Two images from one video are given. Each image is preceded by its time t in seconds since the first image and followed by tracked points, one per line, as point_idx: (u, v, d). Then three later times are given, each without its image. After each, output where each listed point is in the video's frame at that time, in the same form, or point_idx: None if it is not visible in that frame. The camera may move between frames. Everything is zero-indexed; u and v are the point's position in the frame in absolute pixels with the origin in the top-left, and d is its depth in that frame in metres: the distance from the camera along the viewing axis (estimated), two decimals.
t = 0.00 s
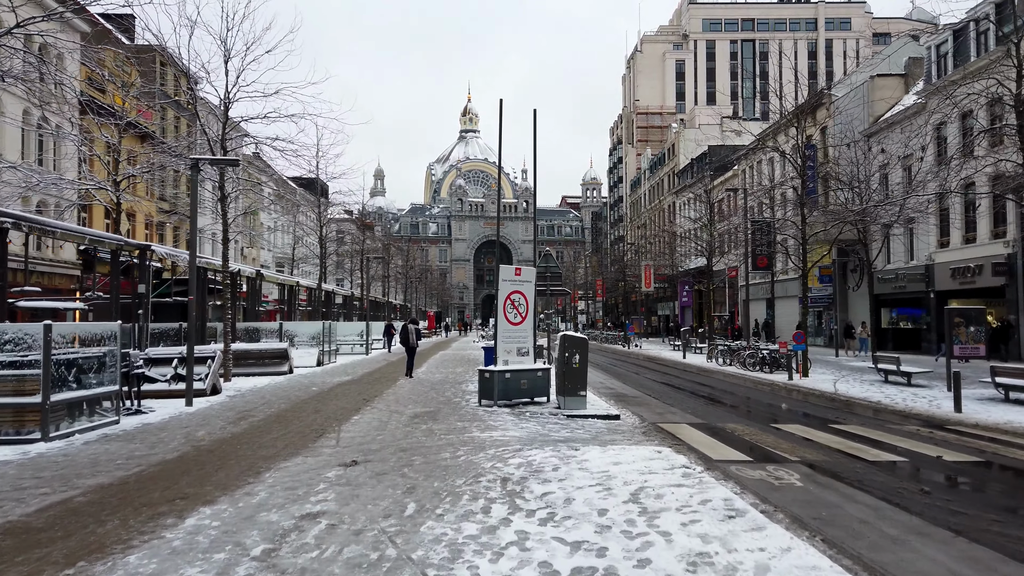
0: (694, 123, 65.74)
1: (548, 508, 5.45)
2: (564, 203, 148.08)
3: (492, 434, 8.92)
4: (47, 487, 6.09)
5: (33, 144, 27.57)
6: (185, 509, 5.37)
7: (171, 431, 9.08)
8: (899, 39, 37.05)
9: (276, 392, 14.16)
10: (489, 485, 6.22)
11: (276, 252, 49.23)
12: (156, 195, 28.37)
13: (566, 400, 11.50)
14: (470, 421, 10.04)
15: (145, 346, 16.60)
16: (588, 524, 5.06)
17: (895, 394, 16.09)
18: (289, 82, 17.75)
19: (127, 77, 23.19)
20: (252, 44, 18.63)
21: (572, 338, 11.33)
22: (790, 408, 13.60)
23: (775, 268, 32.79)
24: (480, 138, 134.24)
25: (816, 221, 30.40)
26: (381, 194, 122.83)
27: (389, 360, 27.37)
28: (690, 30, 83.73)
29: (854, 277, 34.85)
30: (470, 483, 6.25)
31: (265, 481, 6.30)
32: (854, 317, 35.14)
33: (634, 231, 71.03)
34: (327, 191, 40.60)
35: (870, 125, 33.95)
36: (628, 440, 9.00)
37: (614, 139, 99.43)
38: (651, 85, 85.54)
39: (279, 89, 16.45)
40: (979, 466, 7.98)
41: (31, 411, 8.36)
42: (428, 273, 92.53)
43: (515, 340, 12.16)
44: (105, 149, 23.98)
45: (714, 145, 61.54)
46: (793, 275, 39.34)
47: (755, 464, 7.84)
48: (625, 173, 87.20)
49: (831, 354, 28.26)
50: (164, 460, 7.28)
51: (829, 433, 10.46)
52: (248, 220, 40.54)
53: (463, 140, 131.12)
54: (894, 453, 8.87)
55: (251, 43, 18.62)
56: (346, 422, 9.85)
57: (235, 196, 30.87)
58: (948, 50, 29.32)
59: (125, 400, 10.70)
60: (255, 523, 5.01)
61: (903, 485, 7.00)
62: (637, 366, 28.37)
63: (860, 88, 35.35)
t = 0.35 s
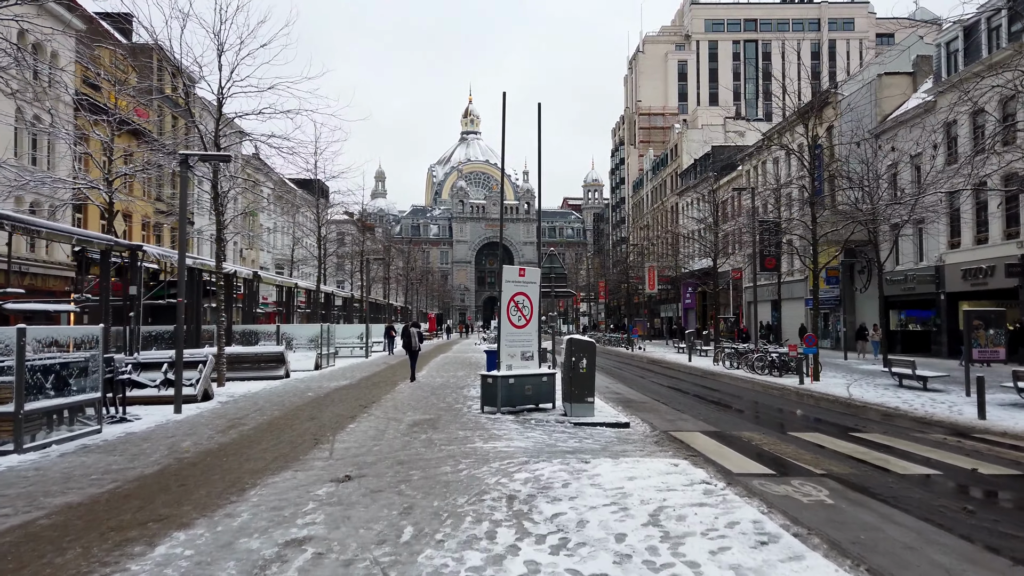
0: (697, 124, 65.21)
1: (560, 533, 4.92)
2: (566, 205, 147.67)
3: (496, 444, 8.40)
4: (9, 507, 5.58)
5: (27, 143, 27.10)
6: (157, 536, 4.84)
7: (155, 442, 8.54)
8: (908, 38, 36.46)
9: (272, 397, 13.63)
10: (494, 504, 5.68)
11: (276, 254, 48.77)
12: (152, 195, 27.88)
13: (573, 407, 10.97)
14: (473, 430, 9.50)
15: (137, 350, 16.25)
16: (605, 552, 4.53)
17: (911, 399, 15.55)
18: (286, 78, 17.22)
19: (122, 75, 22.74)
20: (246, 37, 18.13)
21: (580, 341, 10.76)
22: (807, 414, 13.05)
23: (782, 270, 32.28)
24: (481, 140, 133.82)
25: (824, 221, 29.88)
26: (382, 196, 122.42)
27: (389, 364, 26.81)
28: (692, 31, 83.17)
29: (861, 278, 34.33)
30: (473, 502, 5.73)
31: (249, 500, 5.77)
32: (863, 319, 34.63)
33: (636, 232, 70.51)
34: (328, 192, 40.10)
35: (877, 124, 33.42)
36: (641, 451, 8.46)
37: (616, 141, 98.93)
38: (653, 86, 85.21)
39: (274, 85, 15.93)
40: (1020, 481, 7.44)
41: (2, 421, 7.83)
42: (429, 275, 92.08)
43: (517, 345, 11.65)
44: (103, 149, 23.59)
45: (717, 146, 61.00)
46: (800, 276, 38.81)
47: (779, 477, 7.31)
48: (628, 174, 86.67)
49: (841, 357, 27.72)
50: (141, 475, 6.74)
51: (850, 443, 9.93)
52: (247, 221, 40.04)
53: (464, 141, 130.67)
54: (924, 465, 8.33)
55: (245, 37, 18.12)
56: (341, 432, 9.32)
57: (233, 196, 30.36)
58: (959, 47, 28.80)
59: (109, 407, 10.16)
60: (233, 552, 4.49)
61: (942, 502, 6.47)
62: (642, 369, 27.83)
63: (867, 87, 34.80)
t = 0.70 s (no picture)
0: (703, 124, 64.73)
1: (584, 560, 4.40)
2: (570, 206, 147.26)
3: (507, 454, 7.89)
4: None
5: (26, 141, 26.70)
6: (134, 563, 4.33)
7: (145, 451, 8.03)
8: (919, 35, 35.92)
9: (272, 402, 13.13)
10: (509, 524, 5.17)
11: (279, 254, 48.36)
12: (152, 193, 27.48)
13: (586, 412, 10.45)
14: (482, 438, 8.96)
15: (136, 353, 15.88)
16: None
17: (934, 404, 15.00)
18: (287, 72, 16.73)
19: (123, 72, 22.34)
20: (247, 29, 17.48)
21: (592, 344, 10.26)
22: (829, 421, 12.53)
23: (794, 270, 31.70)
24: (486, 141, 133.45)
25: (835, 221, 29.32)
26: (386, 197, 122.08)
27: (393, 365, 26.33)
28: (698, 30, 82.84)
29: (873, 279, 33.74)
30: (485, 522, 5.21)
31: (240, 519, 5.26)
32: (874, 322, 34.08)
33: (642, 233, 69.99)
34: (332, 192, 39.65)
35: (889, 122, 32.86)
36: (662, 462, 7.92)
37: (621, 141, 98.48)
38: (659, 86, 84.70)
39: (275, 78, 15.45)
40: None
41: None
42: (433, 276, 91.67)
43: (526, 348, 11.13)
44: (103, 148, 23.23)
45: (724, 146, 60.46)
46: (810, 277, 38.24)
47: (813, 492, 6.79)
48: (633, 175, 86.14)
49: (855, 360, 27.14)
50: (125, 490, 6.23)
51: (879, 452, 9.39)
52: (250, 222, 39.59)
53: (468, 142, 130.31)
54: (965, 477, 7.80)
55: (246, 28, 17.48)
56: (343, 439, 8.81)
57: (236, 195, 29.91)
58: (975, 43, 28.25)
59: (99, 413, 9.67)
60: None
61: (995, 521, 5.94)
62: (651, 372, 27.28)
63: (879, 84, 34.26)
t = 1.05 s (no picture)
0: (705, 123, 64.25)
1: None
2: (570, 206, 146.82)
3: (509, 460, 7.37)
4: None
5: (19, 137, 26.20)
6: None
7: (122, 457, 7.52)
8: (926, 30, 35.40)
9: (264, 403, 12.63)
10: (511, 543, 4.66)
11: (277, 253, 47.79)
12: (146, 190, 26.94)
13: (591, 415, 9.94)
14: (482, 442, 8.46)
15: (124, 353, 15.43)
16: None
17: (951, 405, 14.49)
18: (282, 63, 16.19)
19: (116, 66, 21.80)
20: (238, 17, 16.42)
21: (598, 342, 9.76)
22: (843, 424, 12.01)
23: (800, 269, 31.13)
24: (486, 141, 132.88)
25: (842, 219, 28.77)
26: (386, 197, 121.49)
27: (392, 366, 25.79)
28: (700, 29, 82.39)
29: (879, 278, 33.25)
30: (485, 539, 4.70)
31: (213, 536, 4.74)
32: (881, 322, 33.56)
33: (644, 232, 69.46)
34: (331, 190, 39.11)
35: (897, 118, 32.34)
36: (675, 469, 7.42)
37: (622, 141, 97.98)
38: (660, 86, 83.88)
39: (268, 68, 14.88)
40: None
41: None
42: (433, 276, 91.03)
43: (528, 348, 10.62)
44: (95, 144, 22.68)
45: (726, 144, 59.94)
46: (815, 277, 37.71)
47: (842, 502, 6.27)
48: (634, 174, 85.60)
49: (863, 360, 26.61)
50: (91, 501, 5.71)
51: (902, 457, 8.87)
52: (248, 220, 39.07)
53: (469, 142, 129.79)
54: (998, 486, 7.30)
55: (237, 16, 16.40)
56: (334, 444, 8.30)
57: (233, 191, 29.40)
58: (986, 37, 27.68)
59: (78, 416, 9.19)
60: None
61: None
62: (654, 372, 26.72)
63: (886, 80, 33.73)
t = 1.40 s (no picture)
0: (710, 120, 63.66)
1: None
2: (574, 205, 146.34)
3: (517, 472, 6.86)
4: None
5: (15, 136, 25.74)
6: None
7: (102, 469, 7.00)
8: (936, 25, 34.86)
9: (260, 407, 12.13)
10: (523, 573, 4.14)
11: (278, 253, 47.40)
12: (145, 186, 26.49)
13: (603, 421, 9.41)
14: (489, 451, 7.95)
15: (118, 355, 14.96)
16: None
17: (973, 409, 13.97)
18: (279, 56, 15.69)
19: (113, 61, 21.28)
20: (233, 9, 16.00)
21: (608, 345, 9.24)
22: (865, 429, 11.47)
23: (811, 269, 30.57)
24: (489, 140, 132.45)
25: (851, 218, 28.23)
26: (389, 197, 121.09)
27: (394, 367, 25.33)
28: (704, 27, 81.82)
29: (889, 277, 32.70)
30: (493, 570, 4.19)
31: (190, 565, 4.24)
32: (891, 321, 32.98)
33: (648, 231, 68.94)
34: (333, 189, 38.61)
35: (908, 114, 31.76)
36: (696, 482, 6.90)
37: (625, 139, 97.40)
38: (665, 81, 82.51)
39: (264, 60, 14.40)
40: None
41: None
42: (436, 275, 90.57)
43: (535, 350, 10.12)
44: (92, 141, 22.12)
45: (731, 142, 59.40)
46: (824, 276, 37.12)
47: (881, 521, 5.74)
48: (638, 173, 85.07)
49: (875, 361, 26.04)
50: (60, 522, 5.20)
51: (934, 467, 8.35)
52: (249, 219, 38.56)
53: (471, 141, 129.36)
54: None
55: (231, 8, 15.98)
56: (331, 453, 7.80)
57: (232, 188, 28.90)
58: (1000, 32, 27.10)
59: (60, 423, 8.69)
60: None
61: None
62: (661, 373, 26.19)
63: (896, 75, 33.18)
